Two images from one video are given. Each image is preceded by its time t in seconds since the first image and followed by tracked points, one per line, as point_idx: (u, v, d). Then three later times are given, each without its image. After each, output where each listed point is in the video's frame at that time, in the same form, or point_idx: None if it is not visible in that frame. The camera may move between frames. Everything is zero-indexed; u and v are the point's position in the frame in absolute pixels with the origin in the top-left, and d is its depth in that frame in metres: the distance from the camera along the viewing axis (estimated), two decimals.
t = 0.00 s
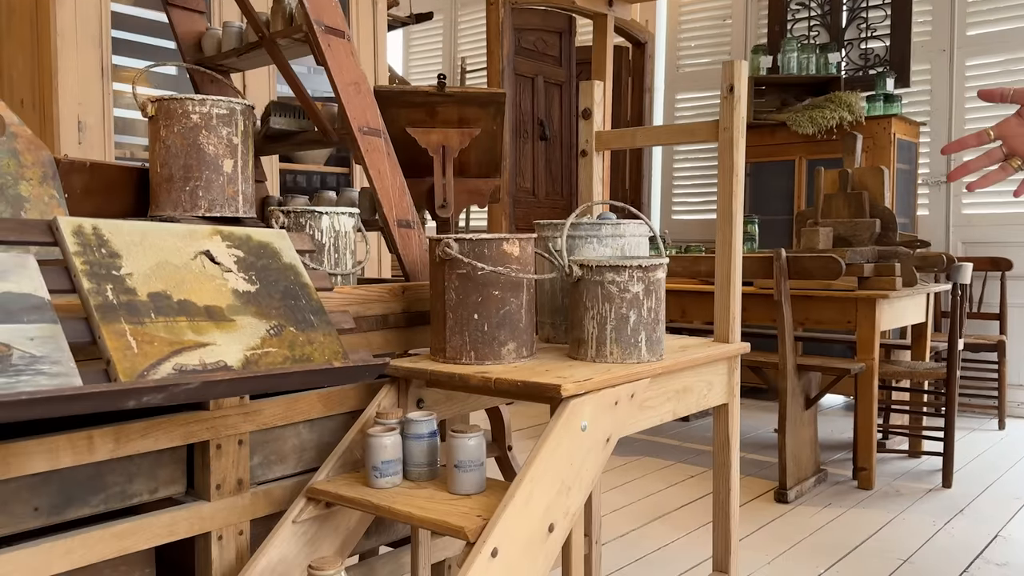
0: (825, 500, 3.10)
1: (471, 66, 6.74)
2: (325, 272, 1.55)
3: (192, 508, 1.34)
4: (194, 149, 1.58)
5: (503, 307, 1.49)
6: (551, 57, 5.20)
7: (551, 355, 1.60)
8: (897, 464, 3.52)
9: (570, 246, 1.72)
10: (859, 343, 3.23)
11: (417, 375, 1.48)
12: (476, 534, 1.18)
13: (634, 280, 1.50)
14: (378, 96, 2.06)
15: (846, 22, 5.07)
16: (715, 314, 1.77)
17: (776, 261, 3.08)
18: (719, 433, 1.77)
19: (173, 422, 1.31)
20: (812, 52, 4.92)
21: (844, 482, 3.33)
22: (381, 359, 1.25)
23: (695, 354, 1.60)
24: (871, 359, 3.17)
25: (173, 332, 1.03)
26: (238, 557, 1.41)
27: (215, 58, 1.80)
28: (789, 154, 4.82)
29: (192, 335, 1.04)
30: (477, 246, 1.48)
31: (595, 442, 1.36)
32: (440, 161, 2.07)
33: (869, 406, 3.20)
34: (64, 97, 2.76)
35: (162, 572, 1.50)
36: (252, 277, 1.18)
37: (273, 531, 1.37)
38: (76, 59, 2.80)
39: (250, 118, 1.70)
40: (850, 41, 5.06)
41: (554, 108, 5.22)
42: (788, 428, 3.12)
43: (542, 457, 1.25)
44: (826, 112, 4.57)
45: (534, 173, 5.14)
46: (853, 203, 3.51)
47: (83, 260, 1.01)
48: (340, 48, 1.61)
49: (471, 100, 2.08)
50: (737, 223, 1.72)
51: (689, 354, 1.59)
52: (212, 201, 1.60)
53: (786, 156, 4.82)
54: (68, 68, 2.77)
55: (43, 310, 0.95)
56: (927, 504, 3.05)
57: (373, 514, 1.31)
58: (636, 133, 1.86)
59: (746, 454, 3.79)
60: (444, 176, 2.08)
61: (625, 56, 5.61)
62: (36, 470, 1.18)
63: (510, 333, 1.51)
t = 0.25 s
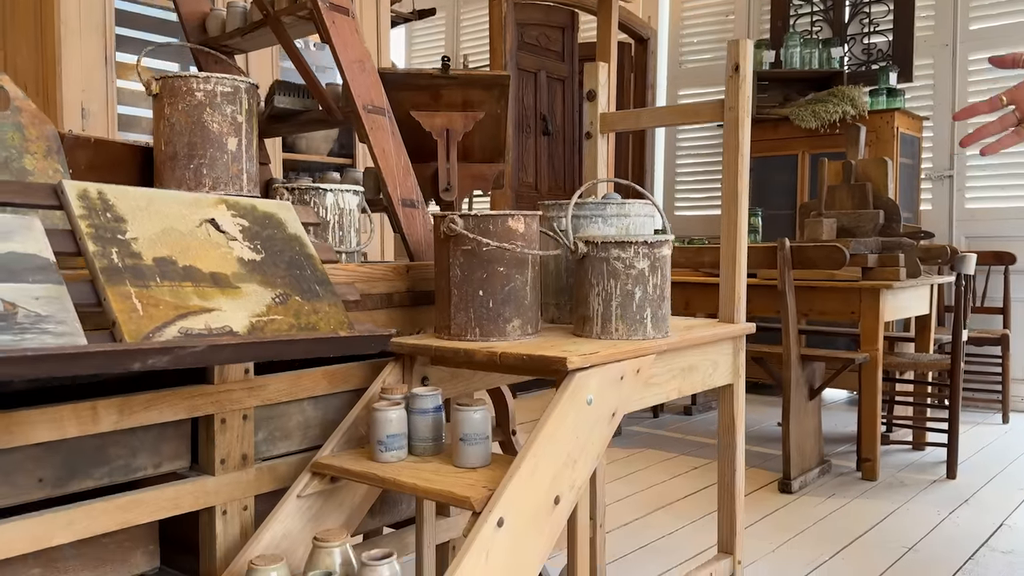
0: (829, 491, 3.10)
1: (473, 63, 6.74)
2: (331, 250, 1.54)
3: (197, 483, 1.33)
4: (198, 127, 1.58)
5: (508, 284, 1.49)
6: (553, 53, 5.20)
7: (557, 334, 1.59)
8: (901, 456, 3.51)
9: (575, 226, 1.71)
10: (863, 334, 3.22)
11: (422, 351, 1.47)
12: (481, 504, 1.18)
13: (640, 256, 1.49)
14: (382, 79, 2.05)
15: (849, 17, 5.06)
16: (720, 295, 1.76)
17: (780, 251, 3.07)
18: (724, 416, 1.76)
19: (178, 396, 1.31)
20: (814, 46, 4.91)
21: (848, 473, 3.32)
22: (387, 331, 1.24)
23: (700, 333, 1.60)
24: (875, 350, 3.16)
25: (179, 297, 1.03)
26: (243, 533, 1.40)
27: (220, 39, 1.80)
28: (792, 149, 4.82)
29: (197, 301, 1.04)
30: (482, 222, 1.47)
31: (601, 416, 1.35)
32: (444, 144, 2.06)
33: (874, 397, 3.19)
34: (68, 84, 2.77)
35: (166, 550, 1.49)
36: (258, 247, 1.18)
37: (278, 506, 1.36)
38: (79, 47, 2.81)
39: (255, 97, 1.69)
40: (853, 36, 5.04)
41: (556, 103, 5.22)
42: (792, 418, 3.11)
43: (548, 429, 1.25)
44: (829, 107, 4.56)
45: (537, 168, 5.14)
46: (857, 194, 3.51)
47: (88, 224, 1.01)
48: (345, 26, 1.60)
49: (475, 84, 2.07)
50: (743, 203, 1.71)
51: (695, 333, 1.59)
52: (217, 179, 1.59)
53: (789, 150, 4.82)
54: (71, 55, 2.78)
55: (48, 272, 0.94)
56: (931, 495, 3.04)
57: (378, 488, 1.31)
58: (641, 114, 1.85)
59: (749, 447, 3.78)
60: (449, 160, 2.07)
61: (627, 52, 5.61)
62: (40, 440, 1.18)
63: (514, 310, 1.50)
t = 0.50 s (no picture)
0: (834, 480, 3.09)
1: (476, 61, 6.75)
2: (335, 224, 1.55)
3: (202, 453, 1.33)
4: (203, 102, 1.57)
5: (513, 258, 1.49)
6: (557, 47, 5.20)
7: (561, 310, 1.59)
8: (905, 447, 3.51)
9: (579, 204, 1.71)
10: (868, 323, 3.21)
11: (427, 325, 1.47)
12: (487, 471, 1.17)
13: (645, 230, 1.49)
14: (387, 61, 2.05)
15: (852, 12, 5.05)
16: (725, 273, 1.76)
17: (784, 240, 3.07)
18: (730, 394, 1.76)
19: (183, 366, 1.31)
20: (818, 40, 4.90)
21: (852, 464, 3.32)
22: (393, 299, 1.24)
23: (705, 309, 1.60)
24: (879, 339, 3.16)
25: (185, 258, 1.03)
26: (247, 506, 1.40)
27: (224, 18, 1.80)
28: (796, 143, 4.81)
29: (203, 263, 1.04)
30: (487, 195, 1.47)
31: (606, 387, 1.35)
32: (449, 126, 2.06)
33: (878, 386, 3.19)
34: (72, 69, 2.78)
35: (170, 524, 1.49)
36: (263, 214, 1.18)
37: (283, 477, 1.36)
38: (84, 33, 2.81)
39: (259, 74, 1.69)
40: (856, 30, 5.03)
41: (559, 98, 5.22)
42: (796, 407, 3.10)
43: (554, 398, 1.24)
44: (833, 100, 4.56)
45: (540, 163, 5.14)
46: (861, 184, 3.51)
47: (95, 184, 1.01)
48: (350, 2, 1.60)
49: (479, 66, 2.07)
50: (748, 181, 1.71)
51: (700, 308, 1.59)
52: (221, 155, 1.59)
53: (793, 144, 4.82)
54: (77, 41, 2.79)
55: (55, 229, 0.94)
56: (936, 484, 3.03)
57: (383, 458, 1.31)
58: (645, 93, 1.85)
59: (753, 439, 3.77)
60: (453, 142, 2.07)
61: (630, 48, 5.61)
62: (45, 407, 1.18)
63: (519, 285, 1.50)
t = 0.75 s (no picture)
0: (837, 471, 3.08)
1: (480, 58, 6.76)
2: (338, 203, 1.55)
3: (205, 428, 1.33)
4: (206, 82, 1.57)
5: (515, 236, 1.49)
6: (560, 42, 5.20)
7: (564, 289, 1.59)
8: (909, 440, 3.50)
9: (582, 185, 1.71)
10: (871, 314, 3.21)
11: (429, 303, 1.47)
12: (490, 442, 1.18)
13: (648, 208, 1.50)
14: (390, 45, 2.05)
15: (855, 7, 5.05)
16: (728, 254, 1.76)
17: (787, 230, 3.06)
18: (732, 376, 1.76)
19: (186, 340, 1.31)
20: (821, 35, 4.90)
21: (855, 455, 3.31)
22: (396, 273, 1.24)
23: (708, 288, 1.60)
24: (882, 329, 3.15)
25: (188, 225, 1.03)
26: (250, 482, 1.40)
27: None
28: (799, 137, 4.80)
29: (206, 230, 1.04)
30: (490, 173, 1.47)
31: (609, 362, 1.35)
32: (451, 110, 2.06)
33: (881, 377, 3.18)
34: (77, 55, 2.79)
35: (173, 502, 1.49)
36: (266, 185, 1.18)
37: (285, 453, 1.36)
38: (88, 19, 2.82)
39: (262, 56, 1.69)
40: (859, 25, 5.04)
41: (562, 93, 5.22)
42: (799, 398, 3.10)
43: (556, 371, 1.24)
44: (836, 94, 4.56)
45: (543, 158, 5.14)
46: (865, 176, 3.50)
47: (97, 150, 1.01)
48: None
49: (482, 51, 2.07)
50: (751, 162, 1.71)
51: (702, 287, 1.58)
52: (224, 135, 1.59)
53: (797, 138, 4.81)
54: (81, 27, 2.80)
55: (58, 192, 0.95)
56: (939, 475, 3.03)
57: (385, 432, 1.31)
58: (648, 76, 1.85)
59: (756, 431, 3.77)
60: (456, 126, 2.07)
61: (633, 44, 5.61)
62: (48, 378, 1.18)
63: (522, 263, 1.50)
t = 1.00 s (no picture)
0: (841, 459, 3.08)
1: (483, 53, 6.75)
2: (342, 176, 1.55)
3: (209, 397, 1.33)
4: (210, 56, 1.56)
5: (519, 209, 1.48)
6: (564, 35, 5.20)
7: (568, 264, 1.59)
8: (913, 430, 3.49)
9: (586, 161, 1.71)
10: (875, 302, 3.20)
11: (433, 275, 1.47)
12: (493, 407, 1.18)
13: (652, 180, 1.49)
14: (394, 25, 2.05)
15: None
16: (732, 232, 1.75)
17: (791, 217, 3.06)
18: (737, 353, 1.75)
19: (190, 308, 1.31)
20: (825, 28, 4.88)
21: (859, 444, 3.30)
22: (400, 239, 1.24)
23: (712, 263, 1.59)
24: (887, 317, 3.14)
25: (192, 185, 1.03)
26: (254, 452, 1.40)
27: None
28: (803, 129, 4.79)
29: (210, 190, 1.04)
30: (493, 145, 1.47)
31: (613, 332, 1.34)
32: (455, 91, 2.06)
33: (886, 366, 3.17)
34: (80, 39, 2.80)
35: (176, 474, 1.49)
36: (270, 150, 1.18)
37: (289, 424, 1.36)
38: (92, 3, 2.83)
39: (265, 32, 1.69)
40: (863, 18, 5.02)
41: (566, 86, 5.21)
42: (803, 386, 3.09)
43: (560, 339, 1.24)
44: (840, 86, 4.55)
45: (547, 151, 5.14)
46: (869, 165, 3.50)
47: (102, 109, 1.02)
48: None
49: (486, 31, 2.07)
50: (755, 139, 1.70)
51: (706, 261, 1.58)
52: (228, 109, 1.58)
53: (801, 131, 4.80)
54: (85, 12, 2.81)
55: (62, 148, 0.95)
56: (944, 463, 3.02)
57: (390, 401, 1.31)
58: (653, 54, 1.85)
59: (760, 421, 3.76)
60: (460, 107, 2.07)
61: (637, 38, 5.61)
62: (52, 343, 1.18)
63: (526, 236, 1.49)
